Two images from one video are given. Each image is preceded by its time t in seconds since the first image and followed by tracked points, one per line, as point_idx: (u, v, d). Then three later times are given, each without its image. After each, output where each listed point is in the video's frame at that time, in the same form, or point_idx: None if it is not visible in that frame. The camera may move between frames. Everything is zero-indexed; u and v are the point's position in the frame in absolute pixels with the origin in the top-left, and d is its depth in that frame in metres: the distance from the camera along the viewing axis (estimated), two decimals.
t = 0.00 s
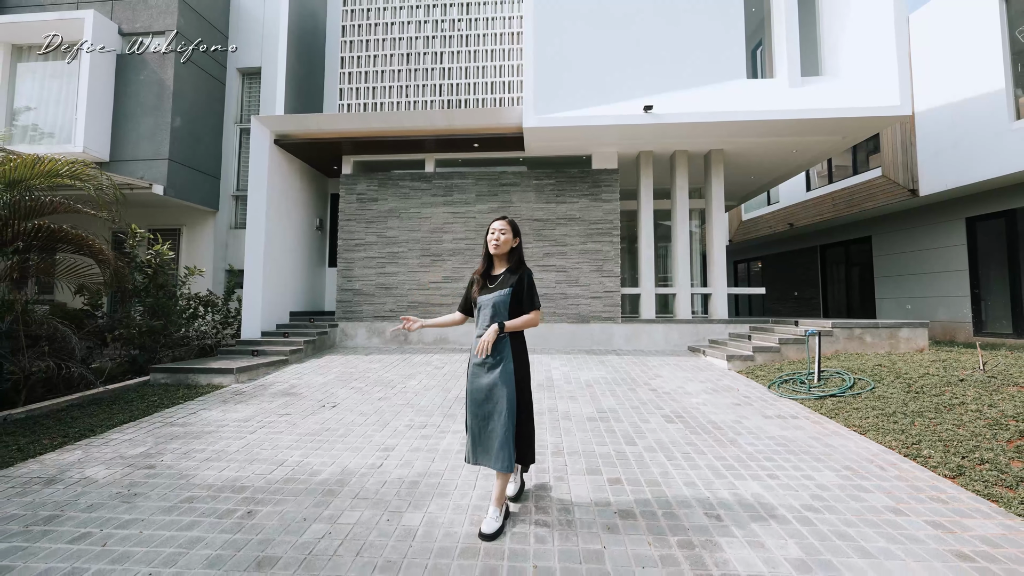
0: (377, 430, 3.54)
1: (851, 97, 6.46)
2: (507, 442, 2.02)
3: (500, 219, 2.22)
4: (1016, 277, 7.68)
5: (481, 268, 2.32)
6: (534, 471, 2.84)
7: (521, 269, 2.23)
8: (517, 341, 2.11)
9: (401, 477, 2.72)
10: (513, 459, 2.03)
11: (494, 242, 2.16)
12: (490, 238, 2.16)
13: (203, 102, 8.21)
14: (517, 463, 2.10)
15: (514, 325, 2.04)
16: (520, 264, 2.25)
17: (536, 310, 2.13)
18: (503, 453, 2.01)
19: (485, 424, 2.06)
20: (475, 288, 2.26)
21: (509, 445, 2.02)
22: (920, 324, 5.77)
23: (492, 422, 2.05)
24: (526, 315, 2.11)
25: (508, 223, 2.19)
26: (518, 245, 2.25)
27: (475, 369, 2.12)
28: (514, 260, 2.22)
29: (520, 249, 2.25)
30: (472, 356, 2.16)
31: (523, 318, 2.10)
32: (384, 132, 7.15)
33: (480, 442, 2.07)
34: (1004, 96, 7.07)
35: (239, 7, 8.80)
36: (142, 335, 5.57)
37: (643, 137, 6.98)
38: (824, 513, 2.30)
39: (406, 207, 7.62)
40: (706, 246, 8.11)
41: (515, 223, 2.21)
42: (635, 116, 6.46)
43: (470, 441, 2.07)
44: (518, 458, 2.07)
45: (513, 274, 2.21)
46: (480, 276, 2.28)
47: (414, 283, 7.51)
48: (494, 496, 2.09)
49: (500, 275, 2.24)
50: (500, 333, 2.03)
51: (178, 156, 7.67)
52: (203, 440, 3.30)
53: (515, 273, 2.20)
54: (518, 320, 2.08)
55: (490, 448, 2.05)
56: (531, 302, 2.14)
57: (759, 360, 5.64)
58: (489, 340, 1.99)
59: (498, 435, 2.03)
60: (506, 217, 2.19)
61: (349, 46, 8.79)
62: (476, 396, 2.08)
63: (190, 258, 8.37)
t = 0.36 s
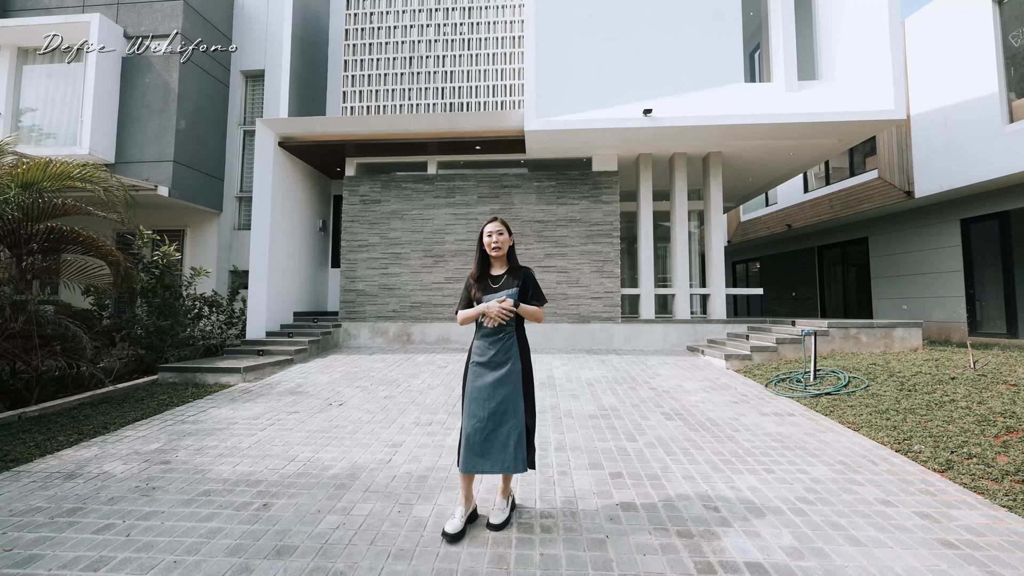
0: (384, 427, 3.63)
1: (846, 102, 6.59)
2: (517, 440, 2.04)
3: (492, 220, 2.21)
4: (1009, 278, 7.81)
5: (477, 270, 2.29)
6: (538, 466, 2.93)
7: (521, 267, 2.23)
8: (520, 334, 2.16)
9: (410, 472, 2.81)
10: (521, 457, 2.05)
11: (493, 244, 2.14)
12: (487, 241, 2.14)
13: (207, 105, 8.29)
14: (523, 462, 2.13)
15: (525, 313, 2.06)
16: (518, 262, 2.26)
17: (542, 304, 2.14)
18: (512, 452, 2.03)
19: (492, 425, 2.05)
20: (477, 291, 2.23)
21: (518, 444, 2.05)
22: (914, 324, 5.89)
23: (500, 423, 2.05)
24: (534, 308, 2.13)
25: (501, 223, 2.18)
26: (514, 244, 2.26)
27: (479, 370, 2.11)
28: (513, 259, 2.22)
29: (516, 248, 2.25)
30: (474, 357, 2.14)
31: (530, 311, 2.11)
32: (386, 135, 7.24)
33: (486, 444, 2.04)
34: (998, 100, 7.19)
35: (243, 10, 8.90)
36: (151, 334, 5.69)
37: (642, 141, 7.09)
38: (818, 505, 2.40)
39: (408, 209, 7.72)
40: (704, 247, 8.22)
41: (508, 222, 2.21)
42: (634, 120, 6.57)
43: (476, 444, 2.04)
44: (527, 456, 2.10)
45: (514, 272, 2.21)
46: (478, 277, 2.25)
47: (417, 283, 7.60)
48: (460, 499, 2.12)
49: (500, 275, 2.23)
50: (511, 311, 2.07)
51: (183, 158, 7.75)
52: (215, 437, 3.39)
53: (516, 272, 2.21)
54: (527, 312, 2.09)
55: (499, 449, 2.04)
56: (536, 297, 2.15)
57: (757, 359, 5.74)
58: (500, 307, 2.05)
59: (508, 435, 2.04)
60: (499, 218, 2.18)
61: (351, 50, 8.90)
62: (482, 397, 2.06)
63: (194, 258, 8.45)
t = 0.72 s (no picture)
0: (391, 425, 3.69)
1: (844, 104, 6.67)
2: (521, 441, 2.06)
3: (489, 221, 2.16)
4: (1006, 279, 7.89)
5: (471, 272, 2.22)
6: (544, 462, 3.00)
7: (517, 270, 2.26)
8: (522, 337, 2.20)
9: (418, 468, 2.87)
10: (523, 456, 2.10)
11: (496, 246, 2.12)
12: (491, 242, 2.10)
13: (211, 106, 8.35)
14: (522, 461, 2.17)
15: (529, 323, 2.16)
16: (513, 264, 2.28)
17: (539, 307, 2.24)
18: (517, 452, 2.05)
19: (499, 427, 2.02)
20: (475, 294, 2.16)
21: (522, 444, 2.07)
22: (911, 324, 5.96)
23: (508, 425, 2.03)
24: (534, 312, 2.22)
25: (502, 225, 2.16)
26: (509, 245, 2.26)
27: (484, 372, 2.06)
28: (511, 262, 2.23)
29: (511, 250, 2.26)
30: (477, 358, 2.09)
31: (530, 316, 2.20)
32: (389, 137, 7.30)
33: (492, 447, 2.00)
34: (994, 102, 7.28)
35: (246, 13, 8.97)
36: (157, 334, 5.76)
37: (642, 143, 7.17)
38: (817, 500, 2.46)
39: (411, 210, 7.78)
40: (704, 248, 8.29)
41: (506, 224, 2.20)
42: (635, 122, 6.64)
43: (481, 447, 1.99)
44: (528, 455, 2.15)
45: (513, 275, 2.22)
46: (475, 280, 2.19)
47: (419, 284, 7.67)
48: (458, 513, 1.96)
49: (499, 278, 2.21)
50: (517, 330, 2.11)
51: (187, 159, 7.81)
52: (225, 435, 3.45)
53: (514, 275, 2.22)
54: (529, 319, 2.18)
55: (505, 451, 2.02)
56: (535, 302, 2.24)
57: (756, 359, 5.81)
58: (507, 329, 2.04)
59: (514, 436, 2.04)
60: (498, 219, 2.14)
61: (355, 52, 9.03)
62: (489, 399, 2.03)
63: (198, 259, 8.51)
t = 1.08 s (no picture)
0: (399, 423, 3.74)
1: (846, 106, 6.71)
2: (512, 447, 2.03)
3: (482, 220, 2.16)
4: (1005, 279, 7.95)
5: (462, 272, 2.23)
6: (552, 459, 3.05)
7: (510, 269, 2.22)
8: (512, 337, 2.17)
9: (428, 465, 2.92)
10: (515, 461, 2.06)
11: (487, 244, 2.11)
12: (481, 240, 2.10)
13: (216, 107, 8.40)
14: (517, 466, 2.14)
15: (517, 323, 2.07)
16: (506, 264, 2.25)
17: (532, 307, 2.15)
18: (508, 458, 2.02)
19: (488, 432, 1.99)
20: (465, 293, 2.16)
21: (513, 450, 2.04)
22: (912, 324, 6.02)
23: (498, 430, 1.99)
24: (525, 313, 2.14)
25: (496, 225, 2.16)
26: (502, 245, 2.24)
27: (472, 377, 2.03)
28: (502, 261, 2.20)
29: (504, 249, 2.24)
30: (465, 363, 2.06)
31: (522, 316, 2.11)
32: (393, 138, 7.35)
33: (482, 453, 1.98)
34: (992, 104, 7.34)
35: (250, 14, 9.01)
36: (164, 334, 5.81)
37: (645, 144, 7.23)
38: (821, 496, 2.51)
39: (414, 211, 7.82)
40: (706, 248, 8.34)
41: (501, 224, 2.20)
42: (638, 124, 6.69)
43: (471, 453, 1.96)
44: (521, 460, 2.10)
45: (504, 274, 2.19)
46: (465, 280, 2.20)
47: (423, 284, 7.72)
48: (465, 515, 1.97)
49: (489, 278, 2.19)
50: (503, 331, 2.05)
51: (192, 160, 7.85)
52: (236, 433, 3.49)
53: (505, 275, 2.18)
54: (520, 318, 2.10)
55: (496, 457, 2.00)
56: (526, 301, 2.16)
57: (758, 358, 5.86)
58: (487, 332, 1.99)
59: (504, 442, 2.01)
60: (490, 218, 2.13)
61: (358, 54, 9.07)
62: (477, 405, 2.00)
63: (201, 259, 8.55)
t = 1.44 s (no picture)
0: (409, 421, 3.79)
1: (847, 108, 6.77)
2: (507, 455, 1.92)
3: (490, 220, 2.14)
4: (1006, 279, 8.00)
5: (469, 271, 2.23)
6: (561, 456, 3.10)
7: (515, 269, 2.14)
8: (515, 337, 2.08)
9: (441, 462, 2.97)
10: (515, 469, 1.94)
11: (488, 242, 2.09)
12: (483, 238, 2.09)
13: (221, 109, 8.46)
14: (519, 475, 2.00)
15: (511, 324, 1.97)
16: (512, 264, 2.18)
17: (533, 308, 2.03)
18: (505, 465, 1.91)
19: (484, 436, 1.95)
20: (468, 292, 2.16)
21: (509, 458, 1.91)
22: (913, 324, 6.08)
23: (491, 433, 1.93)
24: (524, 314, 2.03)
25: (501, 224, 2.13)
26: (511, 246, 2.19)
27: (471, 376, 2.01)
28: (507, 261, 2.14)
29: (511, 250, 2.19)
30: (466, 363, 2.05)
31: (520, 316, 2.01)
32: (398, 140, 7.41)
33: (480, 455, 1.96)
34: (992, 105, 7.42)
35: (255, 16, 9.07)
36: (172, 334, 5.88)
37: (649, 146, 7.29)
38: (827, 491, 2.57)
39: (419, 211, 7.88)
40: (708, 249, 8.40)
41: (508, 224, 2.16)
42: (642, 126, 6.75)
43: (472, 454, 1.97)
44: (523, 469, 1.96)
45: (507, 274, 2.11)
46: (469, 279, 2.19)
47: (427, 284, 7.78)
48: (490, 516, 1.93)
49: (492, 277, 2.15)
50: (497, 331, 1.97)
51: (199, 162, 7.91)
52: (249, 431, 3.55)
53: (508, 274, 2.11)
54: (516, 320, 2.00)
55: (493, 462, 1.94)
56: (527, 303, 2.05)
57: (761, 357, 5.92)
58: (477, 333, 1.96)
59: (498, 447, 1.93)
60: (497, 218, 2.10)
61: (363, 56, 9.13)
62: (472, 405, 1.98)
63: (206, 259, 8.59)
